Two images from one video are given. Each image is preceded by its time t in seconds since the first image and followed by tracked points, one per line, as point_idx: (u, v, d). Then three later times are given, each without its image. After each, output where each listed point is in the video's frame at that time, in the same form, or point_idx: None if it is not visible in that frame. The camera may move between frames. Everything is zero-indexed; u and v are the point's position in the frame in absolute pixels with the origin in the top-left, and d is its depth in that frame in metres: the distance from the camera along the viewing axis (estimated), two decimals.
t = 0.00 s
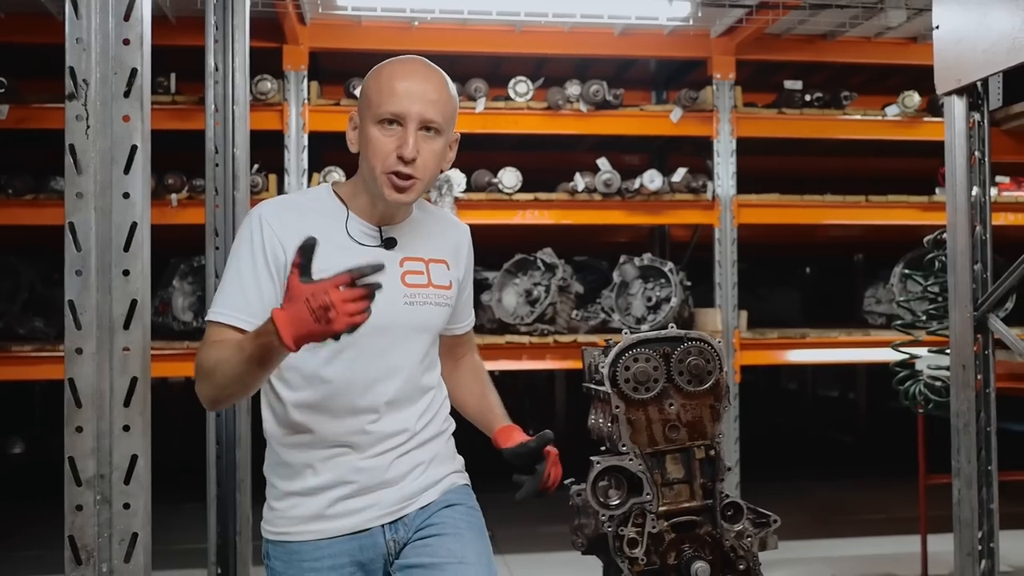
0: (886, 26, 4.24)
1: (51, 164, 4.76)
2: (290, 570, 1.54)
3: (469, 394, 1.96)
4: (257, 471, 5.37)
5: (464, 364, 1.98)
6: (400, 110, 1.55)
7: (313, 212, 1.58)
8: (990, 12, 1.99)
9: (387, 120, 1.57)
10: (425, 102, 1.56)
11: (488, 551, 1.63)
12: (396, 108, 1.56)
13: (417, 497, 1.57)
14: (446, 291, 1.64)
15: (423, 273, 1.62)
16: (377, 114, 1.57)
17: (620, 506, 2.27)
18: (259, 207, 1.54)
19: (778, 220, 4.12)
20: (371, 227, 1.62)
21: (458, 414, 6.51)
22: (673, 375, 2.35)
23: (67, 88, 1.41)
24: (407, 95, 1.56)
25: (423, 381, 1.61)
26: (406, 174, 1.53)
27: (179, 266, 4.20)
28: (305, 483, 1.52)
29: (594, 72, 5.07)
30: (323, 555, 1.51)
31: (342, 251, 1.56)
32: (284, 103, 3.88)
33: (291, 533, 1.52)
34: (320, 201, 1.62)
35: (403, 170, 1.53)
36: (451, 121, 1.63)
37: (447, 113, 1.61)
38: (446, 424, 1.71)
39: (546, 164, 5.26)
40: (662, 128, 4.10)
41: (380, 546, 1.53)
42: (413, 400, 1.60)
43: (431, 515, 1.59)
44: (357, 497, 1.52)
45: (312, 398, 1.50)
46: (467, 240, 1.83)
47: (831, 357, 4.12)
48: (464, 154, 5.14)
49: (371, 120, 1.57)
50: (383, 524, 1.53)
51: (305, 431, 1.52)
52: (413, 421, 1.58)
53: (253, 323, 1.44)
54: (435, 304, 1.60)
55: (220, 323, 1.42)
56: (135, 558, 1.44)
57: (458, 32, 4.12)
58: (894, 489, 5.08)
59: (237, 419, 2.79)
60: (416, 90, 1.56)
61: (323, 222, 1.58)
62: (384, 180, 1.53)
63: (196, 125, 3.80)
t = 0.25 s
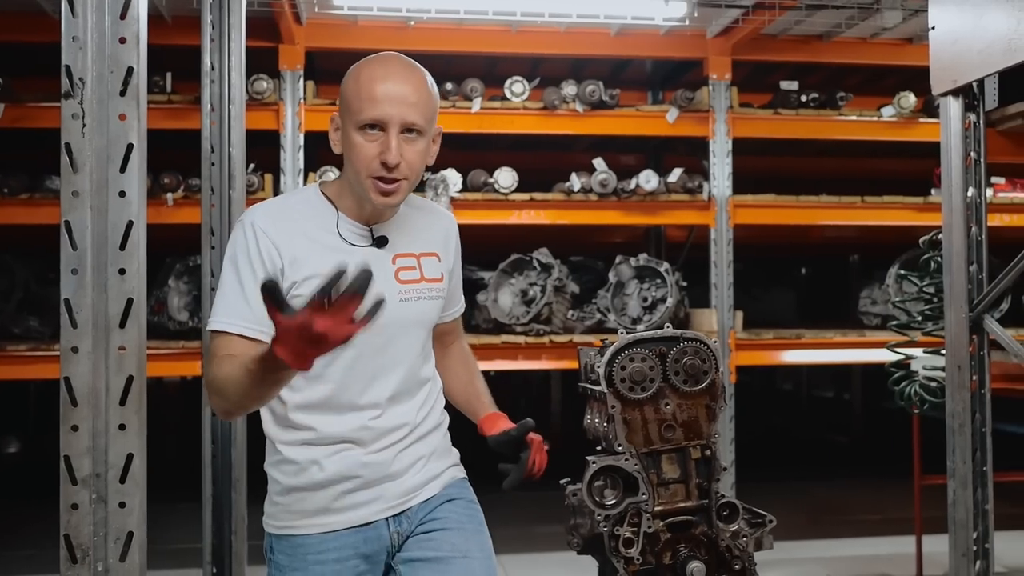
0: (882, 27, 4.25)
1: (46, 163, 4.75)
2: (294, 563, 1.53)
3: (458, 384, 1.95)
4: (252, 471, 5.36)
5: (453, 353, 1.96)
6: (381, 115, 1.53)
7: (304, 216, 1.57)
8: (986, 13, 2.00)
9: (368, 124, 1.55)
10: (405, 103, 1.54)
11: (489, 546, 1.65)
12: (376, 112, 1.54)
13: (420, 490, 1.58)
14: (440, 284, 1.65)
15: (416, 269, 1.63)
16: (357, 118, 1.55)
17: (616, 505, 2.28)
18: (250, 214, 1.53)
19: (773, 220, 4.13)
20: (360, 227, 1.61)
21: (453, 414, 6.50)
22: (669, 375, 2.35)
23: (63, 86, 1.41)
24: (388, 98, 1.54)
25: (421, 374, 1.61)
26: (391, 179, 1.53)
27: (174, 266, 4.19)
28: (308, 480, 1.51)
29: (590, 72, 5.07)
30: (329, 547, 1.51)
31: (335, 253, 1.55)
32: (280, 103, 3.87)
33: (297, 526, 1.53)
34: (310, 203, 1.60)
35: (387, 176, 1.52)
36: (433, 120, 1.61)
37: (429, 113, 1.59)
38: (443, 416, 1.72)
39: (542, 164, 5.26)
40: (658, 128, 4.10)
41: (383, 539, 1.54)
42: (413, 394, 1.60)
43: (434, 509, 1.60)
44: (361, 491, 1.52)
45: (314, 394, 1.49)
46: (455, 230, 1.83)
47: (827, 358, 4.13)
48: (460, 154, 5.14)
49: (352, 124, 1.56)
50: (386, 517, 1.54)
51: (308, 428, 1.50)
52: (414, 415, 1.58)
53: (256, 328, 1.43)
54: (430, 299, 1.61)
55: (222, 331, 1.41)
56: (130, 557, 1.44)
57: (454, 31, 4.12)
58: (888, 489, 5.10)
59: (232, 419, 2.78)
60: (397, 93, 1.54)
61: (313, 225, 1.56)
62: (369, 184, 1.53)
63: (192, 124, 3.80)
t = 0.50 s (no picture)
0: (881, 27, 4.25)
1: (44, 162, 4.74)
2: (296, 556, 1.52)
3: (449, 378, 1.91)
4: (251, 471, 5.35)
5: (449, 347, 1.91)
6: (352, 120, 1.52)
7: (288, 220, 1.56)
8: (985, 13, 2.00)
9: (342, 129, 1.53)
10: (375, 106, 1.53)
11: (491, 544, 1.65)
12: (347, 117, 1.52)
13: (420, 485, 1.58)
14: (427, 276, 1.64)
15: (402, 263, 1.62)
16: (329, 124, 1.53)
17: (614, 505, 2.28)
18: (236, 221, 1.51)
19: (772, 220, 4.13)
20: (343, 226, 1.60)
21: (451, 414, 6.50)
22: (667, 375, 2.36)
23: (62, 85, 1.41)
24: (357, 99, 1.52)
25: (417, 367, 1.61)
26: (369, 180, 1.53)
27: (173, 266, 4.18)
28: (309, 474, 1.50)
29: (589, 72, 5.07)
30: (330, 541, 1.50)
31: (320, 254, 1.53)
32: (279, 102, 3.87)
33: (298, 520, 1.51)
34: (293, 209, 1.59)
35: (366, 178, 1.53)
36: (404, 116, 1.59)
37: (400, 108, 1.57)
38: (442, 412, 1.72)
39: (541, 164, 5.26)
40: (657, 128, 4.11)
41: (386, 533, 1.53)
42: (409, 387, 1.60)
43: (436, 507, 1.60)
44: (362, 485, 1.52)
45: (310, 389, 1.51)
46: (442, 222, 1.81)
47: (825, 358, 4.13)
48: (458, 154, 5.14)
49: (325, 131, 1.54)
50: (387, 512, 1.53)
51: (305, 424, 1.50)
52: (411, 409, 1.58)
53: (246, 337, 1.45)
54: (418, 292, 1.60)
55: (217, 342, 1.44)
56: (128, 557, 1.44)
57: (453, 31, 4.12)
58: (886, 490, 5.10)
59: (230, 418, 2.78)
60: (366, 93, 1.52)
61: (297, 228, 1.55)
62: (349, 189, 1.53)
63: (190, 123, 3.79)
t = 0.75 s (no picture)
0: (880, 27, 4.25)
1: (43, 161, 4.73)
2: (290, 554, 1.51)
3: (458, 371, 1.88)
4: (250, 471, 5.35)
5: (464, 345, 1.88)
6: (331, 114, 1.53)
7: (283, 221, 1.58)
8: (984, 13, 2.00)
9: (322, 124, 1.54)
10: (353, 99, 1.53)
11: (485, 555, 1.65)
12: (326, 111, 1.53)
13: (418, 489, 1.56)
14: (423, 271, 1.61)
15: (396, 258, 1.59)
16: (311, 121, 1.55)
17: (613, 505, 2.28)
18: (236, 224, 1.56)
19: (771, 220, 4.13)
20: (335, 223, 1.61)
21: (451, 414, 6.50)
22: (666, 375, 2.36)
23: (59, 84, 1.41)
24: (336, 94, 1.53)
25: (418, 367, 1.59)
26: (352, 173, 1.54)
27: (172, 265, 4.18)
28: (305, 472, 1.50)
29: (588, 72, 5.07)
30: (324, 539, 1.49)
31: (311, 252, 1.54)
32: (278, 102, 3.87)
33: (293, 517, 1.51)
34: (289, 211, 1.62)
35: (348, 171, 1.54)
36: (385, 109, 1.60)
37: (381, 101, 1.58)
38: (448, 413, 1.69)
39: (540, 164, 5.26)
40: (656, 128, 4.10)
41: (379, 537, 1.53)
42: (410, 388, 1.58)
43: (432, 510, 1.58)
44: (357, 486, 1.51)
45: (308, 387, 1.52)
46: (447, 218, 1.77)
47: (824, 358, 4.13)
48: (458, 155, 5.14)
49: (307, 128, 1.56)
50: (384, 516, 1.52)
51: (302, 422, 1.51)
52: (411, 410, 1.56)
53: (242, 338, 1.51)
54: (412, 286, 1.58)
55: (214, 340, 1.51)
56: (125, 557, 1.44)
57: (453, 31, 4.11)
58: (885, 490, 5.10)
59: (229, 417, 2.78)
60: (345, 88, 1.53)
61: (292, 228, 1.57)
62: (333, 182, 1.54)
63: (189, 123, 3.79)
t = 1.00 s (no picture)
0: (877, 27, 4.26)
1: (39, 162, 4.73)
2: (296, 549, 1.53)
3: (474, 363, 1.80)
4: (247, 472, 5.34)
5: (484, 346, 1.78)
6: (344, 110, 1.53)
7: (298, 220, 1.59)
8: (982, 12, 2.00)
9: (335, 121, 1.54)
10: (366, 96, 1.53)
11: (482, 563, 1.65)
12: (339, 108, 1.53)
13: (426, 492, 1.55)
14: (434, 272, 1.60)
15: (407, 258, 1.58)
16: (324, 118, 1.55)
17: (610, 505, 2.27)
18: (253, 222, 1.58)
19: (769, 220, 4.13)
20: (348, 223, 1.61)
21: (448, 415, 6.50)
22: (664, 374, 2.36)
23: (55, 83, 1.40)
24: (347, 91, 1.53)
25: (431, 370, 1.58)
26: (364, 168, 1.54)
27: (169, 265, 4.17)
28: (313, 470, 1.52)
29: (585, 72, 5.07)
30: (330, 535, 1.51)
31: (322, 252, 1.55)
32: (275, 102, 3.86)
33: (301, 513, 1.53)
34: (305, 210, 1.63)
35: (360, 166, 1.53)
36: (398, 108, 1.59)
37: (393, 98, 1.57)
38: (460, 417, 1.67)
39: (538, 164, 5.26)
40: (653, 128, 4.10)
41: (384, 540, 1.53)
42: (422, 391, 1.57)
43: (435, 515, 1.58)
44: (364, 486, 1.52)
45: (319, 386, 1.53)
46: (464, 218, 1.74)
47: (821, 358, 4.14)
48: (455, 155, 5.13)
49: (320, 125, 1.56)
50: (391, 521, 1.53)
51: (314, 420, 1.53)
52: (421, 413, 1.56)
53: (256, 337, 1.52)
54: (423, 286, 1.57)
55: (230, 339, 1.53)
56: (122, 557, 1.43)
57: (450, 31, 4.11)
58: (882, 490, 5.11)
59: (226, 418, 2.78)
60: (356, 84, 1.53)
61: (306, 227, 1.58)
62: (345, 177, 1.54)
63: (186, 123, 3.78)
